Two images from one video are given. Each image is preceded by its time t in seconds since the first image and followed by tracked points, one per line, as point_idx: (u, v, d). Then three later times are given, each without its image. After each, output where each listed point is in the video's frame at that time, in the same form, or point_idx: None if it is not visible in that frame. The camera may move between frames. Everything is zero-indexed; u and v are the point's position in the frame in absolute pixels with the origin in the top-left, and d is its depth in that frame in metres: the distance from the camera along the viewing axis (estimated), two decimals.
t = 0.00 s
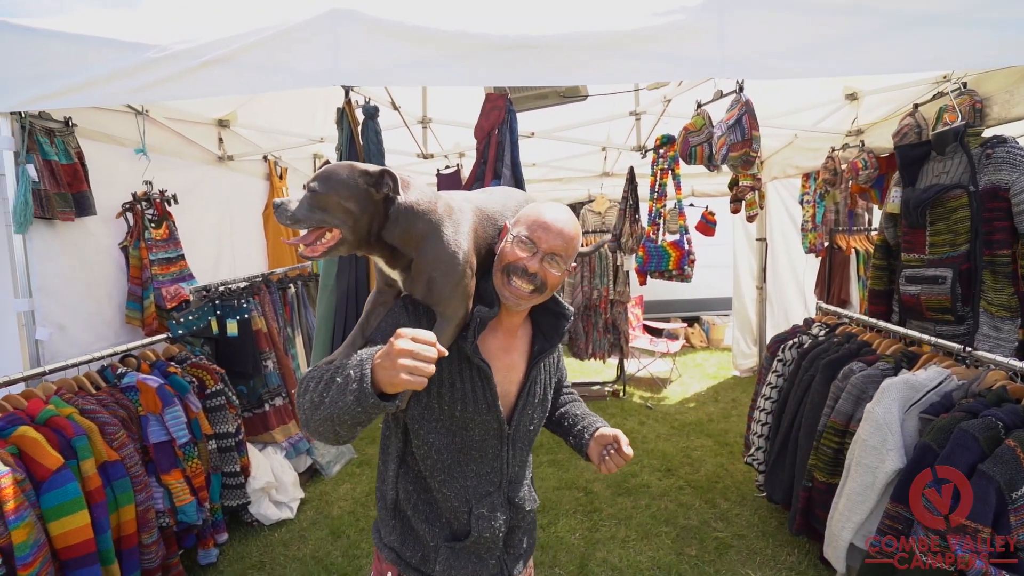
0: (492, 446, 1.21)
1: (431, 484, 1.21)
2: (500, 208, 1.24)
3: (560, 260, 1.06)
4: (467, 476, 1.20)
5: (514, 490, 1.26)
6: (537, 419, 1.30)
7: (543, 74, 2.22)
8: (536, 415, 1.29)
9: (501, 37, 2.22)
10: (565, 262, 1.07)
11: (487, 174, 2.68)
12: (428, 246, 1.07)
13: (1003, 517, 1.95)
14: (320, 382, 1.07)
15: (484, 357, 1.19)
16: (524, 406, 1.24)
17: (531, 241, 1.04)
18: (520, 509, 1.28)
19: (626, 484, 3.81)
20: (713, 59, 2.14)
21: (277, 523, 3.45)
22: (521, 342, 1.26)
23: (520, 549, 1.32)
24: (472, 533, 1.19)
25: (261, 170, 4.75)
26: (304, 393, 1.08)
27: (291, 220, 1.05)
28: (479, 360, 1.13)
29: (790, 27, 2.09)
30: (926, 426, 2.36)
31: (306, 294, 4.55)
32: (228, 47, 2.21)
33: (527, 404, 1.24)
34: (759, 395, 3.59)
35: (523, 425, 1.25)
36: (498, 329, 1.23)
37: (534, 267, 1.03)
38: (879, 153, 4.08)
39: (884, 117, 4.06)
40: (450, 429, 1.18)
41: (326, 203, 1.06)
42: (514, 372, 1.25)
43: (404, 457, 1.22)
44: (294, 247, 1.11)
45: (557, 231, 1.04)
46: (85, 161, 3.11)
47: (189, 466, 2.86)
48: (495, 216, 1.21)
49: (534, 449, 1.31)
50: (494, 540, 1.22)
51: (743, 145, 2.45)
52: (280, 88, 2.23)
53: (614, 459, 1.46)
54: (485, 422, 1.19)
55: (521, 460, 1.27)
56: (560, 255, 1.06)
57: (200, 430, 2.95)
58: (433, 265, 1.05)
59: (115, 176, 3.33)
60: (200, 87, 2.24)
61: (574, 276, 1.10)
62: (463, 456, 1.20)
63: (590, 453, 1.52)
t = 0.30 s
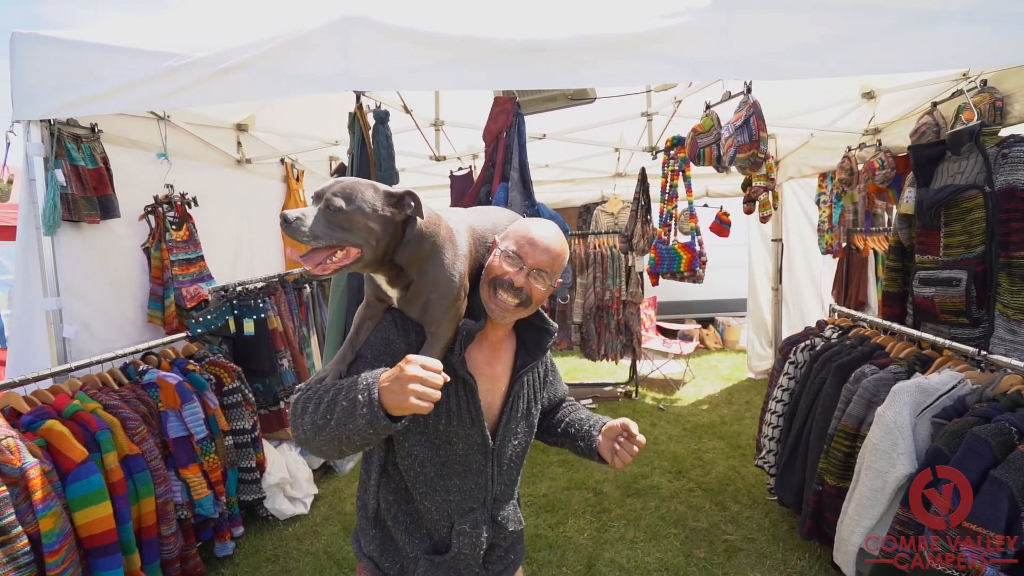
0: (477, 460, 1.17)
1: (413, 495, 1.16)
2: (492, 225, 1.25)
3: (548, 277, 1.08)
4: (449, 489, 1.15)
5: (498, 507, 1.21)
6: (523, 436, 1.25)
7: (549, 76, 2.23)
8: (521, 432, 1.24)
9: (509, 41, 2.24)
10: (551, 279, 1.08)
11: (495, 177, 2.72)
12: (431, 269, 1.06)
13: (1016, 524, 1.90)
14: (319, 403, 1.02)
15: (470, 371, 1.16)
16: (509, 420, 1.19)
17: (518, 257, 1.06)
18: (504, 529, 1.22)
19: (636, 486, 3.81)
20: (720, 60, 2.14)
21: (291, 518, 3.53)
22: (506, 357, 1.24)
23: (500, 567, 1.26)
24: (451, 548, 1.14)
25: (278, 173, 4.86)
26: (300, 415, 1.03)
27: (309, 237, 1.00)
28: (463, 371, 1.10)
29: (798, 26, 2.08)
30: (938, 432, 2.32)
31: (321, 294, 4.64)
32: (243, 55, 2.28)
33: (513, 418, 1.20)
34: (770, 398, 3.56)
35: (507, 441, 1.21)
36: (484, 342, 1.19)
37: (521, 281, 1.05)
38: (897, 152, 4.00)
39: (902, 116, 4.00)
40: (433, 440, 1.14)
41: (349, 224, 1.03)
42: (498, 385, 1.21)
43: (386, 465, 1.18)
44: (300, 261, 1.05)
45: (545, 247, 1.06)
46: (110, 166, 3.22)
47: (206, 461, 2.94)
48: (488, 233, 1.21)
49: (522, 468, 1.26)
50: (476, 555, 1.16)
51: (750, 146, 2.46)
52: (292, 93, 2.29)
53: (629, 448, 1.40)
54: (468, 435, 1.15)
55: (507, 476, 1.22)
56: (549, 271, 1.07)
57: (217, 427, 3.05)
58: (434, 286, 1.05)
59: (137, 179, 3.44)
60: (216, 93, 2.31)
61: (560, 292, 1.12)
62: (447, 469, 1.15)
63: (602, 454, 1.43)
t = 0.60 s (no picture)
0: (455, 446, 1.18)
1: (392, 481, 1.18)
2: (475, 213, 1.26)
3: (530, 265, 1.11)
4: (426, 474, 1.16)
5: (478, 495, 1.21)
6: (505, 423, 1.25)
7: (555, 77, 2.24)
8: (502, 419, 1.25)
9: (513, 42, 2.25)
10: (531, 266, 1.10)
11: (501, 177, 2.74)
12: (420, 253, 1.05)
13: None
14: (296, 364, 0.99)
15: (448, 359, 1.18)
16: (488, 405, 1.20)
17: (501, 245, 1.08)
18: (484, 517, 1.22)
19: (644, 486, 3.80)
20: (727, 59, 2.12)
21: (302, 512, 3.60)
22: (486, 344, 1.26)
23: (485, 558, 1.25)
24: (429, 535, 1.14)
25: (293, 173, 4.97)
26: (277, 381, 1.00)
27: (314, 219, 0.96)
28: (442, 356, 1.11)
29: (806, 24, 2.06)
30: (949, 434, 2.27)
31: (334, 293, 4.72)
32: (256, 59, 2.34)
33: (492, 403, 1.20)
34: (780, 398, 3.52)
35: (487, 428, 1.21)
36: (463, 328, 1.22)
37: (503, 268, 1.07)
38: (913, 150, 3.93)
39: (918, 113, 3.93)
40: (411, 427, 1.15)
41: (354, 206, 1.00)
42: (477, 372, 1.23)
43: (366, 453, 1.20)
44: (295, 242, 0.99)
45: (527, 235, 1.09)
46: (130, 168, 3.33)
47: (220, 455, 3.02)
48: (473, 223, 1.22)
49: (505, 456, 1.25)
50: (455, 543, 1.16)
51: (756, 145, 2.44)
52: (303, 95, 2.34)
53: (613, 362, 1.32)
54: (446, 420, 1.15)
55: (487, 464, 1.22)
56: (530, 259, 1.10)
57: (231, 422, 3.12)
58: (423, 269, 1.04)
59: (156, 180, 3.54)
60: (230, 96, 2.37)
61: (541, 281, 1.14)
62: (424, 454, 1.16)
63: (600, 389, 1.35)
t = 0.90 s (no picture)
0: (436, 446, 1.20)
1: (374, 482, 1.19)
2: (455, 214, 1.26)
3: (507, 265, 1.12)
4: (408, 474, 1.18)
5: (461, 493, 1.24)
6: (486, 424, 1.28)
7: (559, 78, 2.23)
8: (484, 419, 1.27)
9: (517, 43, 2.25)
10: (508, 267, 1.11)
11: (505, 177, 2.75)
12: (403, 254, 1.06)
13: None
14: (287, 369, 0.98)
15: (429, 360, 1.20)
16: (470, 405, 1.22)
17: (478, 246, 1.10)
18: (467, 514, 1.25)
19: (651, 486, 3.79)
20: (733, 57, 2.10)
21: (311, 508, 3.65)
22: (466, 343, 1.28)
23: (469, 554, 1.28)
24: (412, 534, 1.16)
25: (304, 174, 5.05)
26: (266, 388, 0.98)
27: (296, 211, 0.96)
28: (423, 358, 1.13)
29: (812, 21, 2.04)
30: (957, 437, 2.22)
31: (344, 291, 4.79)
32: (266, 62, 2.38)
33: (474, 404, 1.23)
34: (788, 399, 3.49)
35: (469, 429, 1.23)
36: (444, 329, 1.24)
37: (480, 269, 1.09)
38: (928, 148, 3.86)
39: (932, 110, 3.87)
40: (392, 428, 1.17)
41: (337, 202, 1.01)
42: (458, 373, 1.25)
43: (348, 454, 1.22)
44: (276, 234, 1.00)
45: (503, 236, 1.10)
46: (145, 170, 3.41)
47: (230, 450, 3.08)
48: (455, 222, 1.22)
49: (486, 454, 1.28)
50: (438, 540, 1.19)
51: (760, 144, 2.43)
52: (310, 97, 2.37)
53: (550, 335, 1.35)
54: (428, 421, 1.17)
55: (469, 463, 1.25)
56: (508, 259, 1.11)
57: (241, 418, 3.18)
58: (405, 270, 1.05)
59: (171, 182, 3.63)
60: (240, 98, 2.42)
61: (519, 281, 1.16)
62: (406, 455, 1.18)
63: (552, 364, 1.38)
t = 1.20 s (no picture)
0: (425, 451, 1.21)
1: (364, 487, 1.21)
2: (441, 221, 1.26)
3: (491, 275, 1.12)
4: (398, 479, 1.19)
5: (449, 496, 1.25)
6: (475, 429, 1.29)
7: (565, 77, 2.22)
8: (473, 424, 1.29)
9: (522, 44, 2.24)
10: (491, 277, 1.12)
11: (511, 176, 2.75)
12: (387, 272, 1.06)
13: None
14: (278, 375, 0.99)
15: (417, 363, 1.20)
16: (459, 410, 1.24)
17: (462, 255, 1.10)
18: (455, 517, 1.26)
19: (659, 487, 3.77)
20: (742, 56, 2.07)
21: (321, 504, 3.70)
22: (455, 347, 1.29)
23: (457, 555, 1.30)
24: (402, 538, 1.18)
25: (317, 175, 5.11)
26: (258, 394, 0.98)
27: (276, 257, 0.96)
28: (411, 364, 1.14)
29: (822, 18, 2.00)
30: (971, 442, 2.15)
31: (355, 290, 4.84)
32: (276, 64, 2.42)
33: (464, 409, 1.24)
34: (800, 402, 3.44)
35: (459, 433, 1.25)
36: (433, 334, 1.25)
37: (462, 279, 1.10)
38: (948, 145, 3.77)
39: (951, 106, 3.79)
40: (381, 435, 1.18)
41: (316, 241, 0.99)
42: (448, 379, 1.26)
43: (337, 460, 1.24)
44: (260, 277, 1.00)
45: (487, 246, 1.10)
46: (161, 170, 3.48)
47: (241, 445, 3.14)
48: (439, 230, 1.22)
49: (473, 458, 1.30)
50: (428, 544, 1.20)
51: (768, 143, 2.40)
52: (318, 98, 2.40)
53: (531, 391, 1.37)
54: (417, 427, 1.18)
55: (457, 467, 1.26)
56: (492, 269, 1.11)
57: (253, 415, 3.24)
58: (391, 288, 1.06)
59: (186, 182, 3.71)
60: (251, 99, 2.46)
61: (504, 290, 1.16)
62: (395, 460, 1.19)
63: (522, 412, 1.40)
